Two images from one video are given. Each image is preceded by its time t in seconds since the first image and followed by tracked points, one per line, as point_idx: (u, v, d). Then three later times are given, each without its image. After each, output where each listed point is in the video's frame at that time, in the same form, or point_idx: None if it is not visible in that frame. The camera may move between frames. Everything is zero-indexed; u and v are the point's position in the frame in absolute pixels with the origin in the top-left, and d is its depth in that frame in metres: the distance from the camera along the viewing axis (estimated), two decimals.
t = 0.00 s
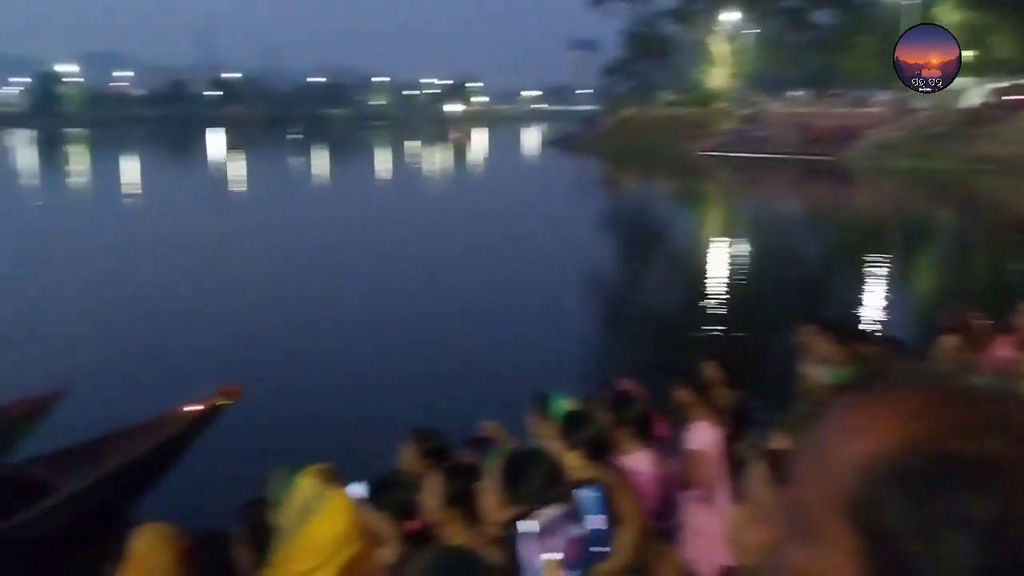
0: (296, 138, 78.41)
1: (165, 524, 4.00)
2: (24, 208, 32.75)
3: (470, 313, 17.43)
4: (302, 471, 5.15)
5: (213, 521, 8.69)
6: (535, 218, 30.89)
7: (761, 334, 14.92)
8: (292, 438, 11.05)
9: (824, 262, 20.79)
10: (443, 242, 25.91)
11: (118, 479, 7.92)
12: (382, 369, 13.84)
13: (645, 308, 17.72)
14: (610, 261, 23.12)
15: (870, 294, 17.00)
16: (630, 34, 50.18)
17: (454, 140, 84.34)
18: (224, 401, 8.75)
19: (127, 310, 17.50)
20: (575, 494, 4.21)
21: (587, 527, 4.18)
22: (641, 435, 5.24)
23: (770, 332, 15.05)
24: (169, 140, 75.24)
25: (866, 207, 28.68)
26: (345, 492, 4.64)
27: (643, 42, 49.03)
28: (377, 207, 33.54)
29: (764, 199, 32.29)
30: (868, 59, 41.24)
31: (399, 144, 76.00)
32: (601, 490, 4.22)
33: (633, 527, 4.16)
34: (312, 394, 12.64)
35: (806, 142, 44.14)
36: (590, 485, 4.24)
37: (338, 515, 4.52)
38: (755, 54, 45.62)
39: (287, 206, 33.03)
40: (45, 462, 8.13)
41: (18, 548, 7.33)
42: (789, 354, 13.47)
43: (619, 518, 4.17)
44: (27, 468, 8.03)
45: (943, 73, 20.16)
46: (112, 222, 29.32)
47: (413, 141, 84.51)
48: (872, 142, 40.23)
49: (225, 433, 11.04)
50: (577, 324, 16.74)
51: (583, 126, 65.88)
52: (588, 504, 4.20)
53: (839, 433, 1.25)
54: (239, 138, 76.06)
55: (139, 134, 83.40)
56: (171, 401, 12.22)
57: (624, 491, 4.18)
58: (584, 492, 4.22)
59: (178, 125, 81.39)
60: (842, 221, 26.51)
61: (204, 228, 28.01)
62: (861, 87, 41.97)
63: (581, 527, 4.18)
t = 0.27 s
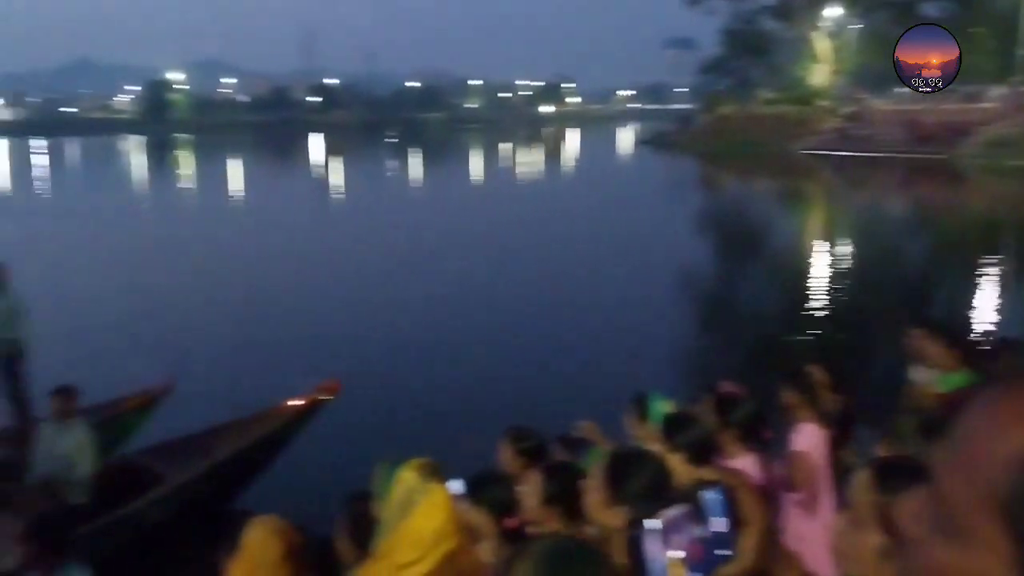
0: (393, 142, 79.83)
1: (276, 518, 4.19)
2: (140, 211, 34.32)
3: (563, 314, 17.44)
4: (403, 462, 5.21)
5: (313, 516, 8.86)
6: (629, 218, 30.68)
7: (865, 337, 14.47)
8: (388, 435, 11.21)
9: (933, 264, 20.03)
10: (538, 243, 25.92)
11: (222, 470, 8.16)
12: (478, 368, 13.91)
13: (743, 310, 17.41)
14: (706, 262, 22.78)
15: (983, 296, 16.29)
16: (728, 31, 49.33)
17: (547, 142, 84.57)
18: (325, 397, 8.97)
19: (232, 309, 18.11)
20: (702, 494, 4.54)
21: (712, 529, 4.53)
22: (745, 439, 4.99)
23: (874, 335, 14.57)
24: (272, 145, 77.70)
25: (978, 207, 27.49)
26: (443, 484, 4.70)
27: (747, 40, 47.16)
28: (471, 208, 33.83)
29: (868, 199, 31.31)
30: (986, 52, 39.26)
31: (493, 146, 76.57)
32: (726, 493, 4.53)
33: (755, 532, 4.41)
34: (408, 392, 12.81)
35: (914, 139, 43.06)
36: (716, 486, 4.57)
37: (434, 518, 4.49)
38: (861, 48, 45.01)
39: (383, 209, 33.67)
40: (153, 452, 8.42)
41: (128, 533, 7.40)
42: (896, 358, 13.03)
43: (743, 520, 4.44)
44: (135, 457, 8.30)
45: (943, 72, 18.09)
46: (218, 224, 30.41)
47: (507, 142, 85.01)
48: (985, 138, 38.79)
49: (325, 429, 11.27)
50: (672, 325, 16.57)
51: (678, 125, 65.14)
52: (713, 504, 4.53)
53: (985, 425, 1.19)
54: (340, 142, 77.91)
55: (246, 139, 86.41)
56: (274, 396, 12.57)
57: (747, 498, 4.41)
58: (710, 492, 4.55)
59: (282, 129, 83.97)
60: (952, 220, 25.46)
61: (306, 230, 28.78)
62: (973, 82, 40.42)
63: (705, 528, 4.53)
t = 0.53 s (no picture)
0: (474, 145, 80.53)
1: (359, 515, 4.25)
2: (230, 216, 35.44)
3: (644, 317, 17.32)
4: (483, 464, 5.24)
5: (397, 515, 9.00)
6: (711, 221, 30.26)
7: (961, 344, 13.97)
8: (468, 436, 11.29)
9: None
10: (617, 246, 25.77)
11: (308, 468, 8.30)
12: (557, 371, 13.89)
13: (830, 314, 17.01)
14: (791, 265, 22.32)
15: None
16: (816, 30, 48.17)
17: (627, 145, 84.04)
18: (406, 397, 9.05)
19: (316, 310, 18.52)
20: (801, 504, 4.36)
21: (813, 537, 4.32)
22: (834, 448, 5.01)
23: (971, 342, 14.06)
24: (356, 150, 79.35)
25: None
26: (524, 488, 4.68)
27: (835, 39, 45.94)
28: (550, 212, 33.86)
29: (963, 201, 30.16)
30: None
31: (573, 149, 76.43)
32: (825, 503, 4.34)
33: (856, 540, 4.11)
34: (488, 393, 12.89)
35: (1012, 138, 39.53)
36: (815, 496, 4.36)
37: (513, 518, 4.47)
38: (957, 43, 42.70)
39: (465, 212, 33.98)
40: (244, 451, 8.66)
41: (219, 527, 7.58)
42: (994, 365, 12.54)
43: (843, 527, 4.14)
44: (227, 454, 8.58)
45: (943, 72, 20.12)
46: (304, 228, 31.16)
47: (587, 145, 84.78)
48: None
49: (406, 429, 11.43)
50: (757, 329, 16.29)
51: (763, 127, 63.89)
52: (812, 514, 4.35)
53: None
54: (421, 147, 79.02)
55: (330, 144, 88.39)
56: (356, 396, 12.80)
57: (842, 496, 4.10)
58: (808, 502, 4.36)
59: (365, 134, 85.59)
60: None
61: (388, 233, 29.27)
62: None
63: (805, 537, 4.32)
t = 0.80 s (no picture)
0: (545, 149, 80.55)
1: (430, 517, 4.26)
2: (306, 220, 36.18)
3: (716, 322, 17.10)
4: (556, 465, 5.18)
5: (470, 515, 9.05)
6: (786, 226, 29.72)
7: None
8: (537, 437, 11.30)
9: None
10: (690, 250, 25.45)
11: (379, 466, 8.38)
12: (628, 376, 13.77)
13: (910, 321, 16.53)
14: (869, 271, 21.76)
15: None
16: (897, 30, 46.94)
17: (701, 149, 83.15)
18: (476, 399, 9.07)
19: (389, 312, 18.75)
20: (890, 506, 4.10)
21: (904, 544, 4.03)
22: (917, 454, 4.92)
23: None
24: (429, 155, 80.25)
25: None
26: (594, 492, 4.59)
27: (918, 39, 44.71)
28: (622, 215, 33.65)
29: None
30: None
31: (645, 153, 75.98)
32: (915, 505, 4.07)
33: (953, 545, 3.97)
34: (558, 396, 12.88)
35: None
36: (905, 498, 4.10)
37: (585, 521, 4.41)
38: None
39: (535, 216, 34.06)
40: (318, 450, 8.79)
41: (290, 526, 7.68)
42: None
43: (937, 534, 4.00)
44: (302, 453, 8.73)
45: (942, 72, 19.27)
46: (378, 231, 31.60)
47: (660, 149, 84.13)
48: None
49: (477, 431, 11.48)
50: (833, 335, 15.93)
51: (841, 130, 62.52)
52: (902, 518, 4.08)
53: None
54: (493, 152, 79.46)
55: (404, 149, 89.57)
56: (428, 397, 12.91)
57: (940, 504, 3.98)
58: (899, 505, 4.10)
59: (438, 139, 86.50)
60: None
61: (459, 237, 29.49)
62: None
63: (896, 544, 4.03)
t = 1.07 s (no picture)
0: (611, 155, 80.16)
1: (496, 521, 4.25)
2: (373, 225, 36.65)
3: (785, 330, 16.79)
4: (623, 470, 5.12)
5: (535, 520, 9.02)
6: (859, 233, 29.04)
7: None
8: (602, 443, 11.25)
9: None
10: (759, 257, 25.01)
11: (445, 469, 8.42)
12: (695, 384, 13.58)
13: (990, 331, 16.00)
14: (947, 279, 21.11)
15: None
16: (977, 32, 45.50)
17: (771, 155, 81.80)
18: (541, 403, 9.05)
19: (454, 317, 18.85)
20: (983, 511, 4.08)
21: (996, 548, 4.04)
22: (1006, 463, 4.86)
23: None
24: (495, 162, 80.62)
25: None
26: (663, 498, 4.56)
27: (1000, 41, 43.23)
28: (689, 222, 33.27)
29: None
30: None
31: (713, 159, 75.08)
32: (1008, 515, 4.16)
33: None
34: (623, 402, 12.80)
35: None
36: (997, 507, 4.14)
37: (653, 527, 4.36)
38: None
39: (601, 221, 33.93)
40: (385, 452, 8.90)
41: (361, 527, 7.79)
42: None
43: None
44: (369, 454, 8.82)
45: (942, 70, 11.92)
46: (443, 237, 31.85)
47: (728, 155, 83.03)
48: None
49: (542, 436, 11.46)
50: (908, 345, 15.50)
51: (918, 135, 60.83)
52: (994, 524, 4.09)
53: None
54: (558, 159, 79.41)
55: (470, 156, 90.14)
56: (493, 402, 12.93)
57: None
58: (991, 511, 4.11)
59: (503, 145, 86.82)
60: None
61: (524, 243, 29.52)
62: None
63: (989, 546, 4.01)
